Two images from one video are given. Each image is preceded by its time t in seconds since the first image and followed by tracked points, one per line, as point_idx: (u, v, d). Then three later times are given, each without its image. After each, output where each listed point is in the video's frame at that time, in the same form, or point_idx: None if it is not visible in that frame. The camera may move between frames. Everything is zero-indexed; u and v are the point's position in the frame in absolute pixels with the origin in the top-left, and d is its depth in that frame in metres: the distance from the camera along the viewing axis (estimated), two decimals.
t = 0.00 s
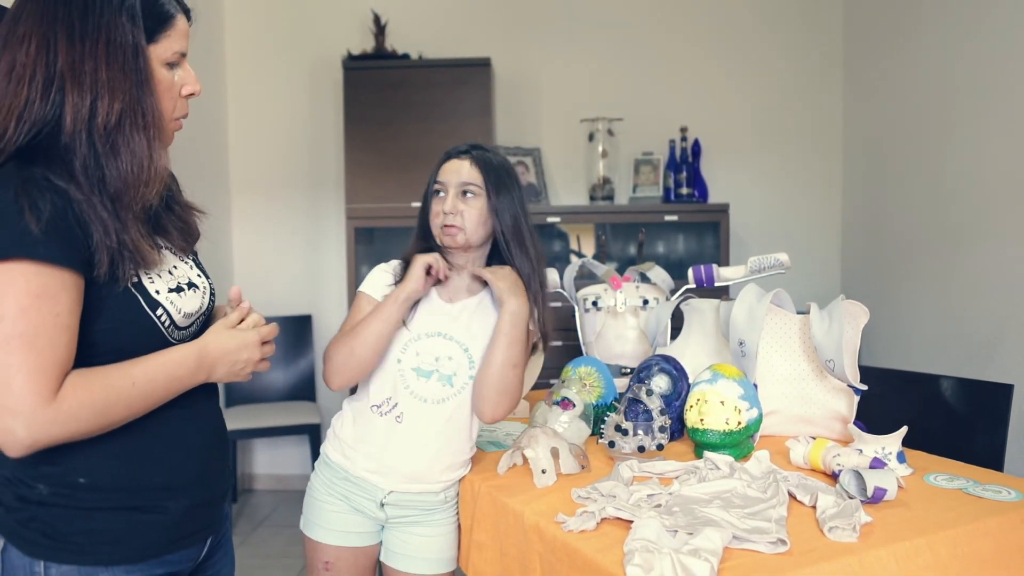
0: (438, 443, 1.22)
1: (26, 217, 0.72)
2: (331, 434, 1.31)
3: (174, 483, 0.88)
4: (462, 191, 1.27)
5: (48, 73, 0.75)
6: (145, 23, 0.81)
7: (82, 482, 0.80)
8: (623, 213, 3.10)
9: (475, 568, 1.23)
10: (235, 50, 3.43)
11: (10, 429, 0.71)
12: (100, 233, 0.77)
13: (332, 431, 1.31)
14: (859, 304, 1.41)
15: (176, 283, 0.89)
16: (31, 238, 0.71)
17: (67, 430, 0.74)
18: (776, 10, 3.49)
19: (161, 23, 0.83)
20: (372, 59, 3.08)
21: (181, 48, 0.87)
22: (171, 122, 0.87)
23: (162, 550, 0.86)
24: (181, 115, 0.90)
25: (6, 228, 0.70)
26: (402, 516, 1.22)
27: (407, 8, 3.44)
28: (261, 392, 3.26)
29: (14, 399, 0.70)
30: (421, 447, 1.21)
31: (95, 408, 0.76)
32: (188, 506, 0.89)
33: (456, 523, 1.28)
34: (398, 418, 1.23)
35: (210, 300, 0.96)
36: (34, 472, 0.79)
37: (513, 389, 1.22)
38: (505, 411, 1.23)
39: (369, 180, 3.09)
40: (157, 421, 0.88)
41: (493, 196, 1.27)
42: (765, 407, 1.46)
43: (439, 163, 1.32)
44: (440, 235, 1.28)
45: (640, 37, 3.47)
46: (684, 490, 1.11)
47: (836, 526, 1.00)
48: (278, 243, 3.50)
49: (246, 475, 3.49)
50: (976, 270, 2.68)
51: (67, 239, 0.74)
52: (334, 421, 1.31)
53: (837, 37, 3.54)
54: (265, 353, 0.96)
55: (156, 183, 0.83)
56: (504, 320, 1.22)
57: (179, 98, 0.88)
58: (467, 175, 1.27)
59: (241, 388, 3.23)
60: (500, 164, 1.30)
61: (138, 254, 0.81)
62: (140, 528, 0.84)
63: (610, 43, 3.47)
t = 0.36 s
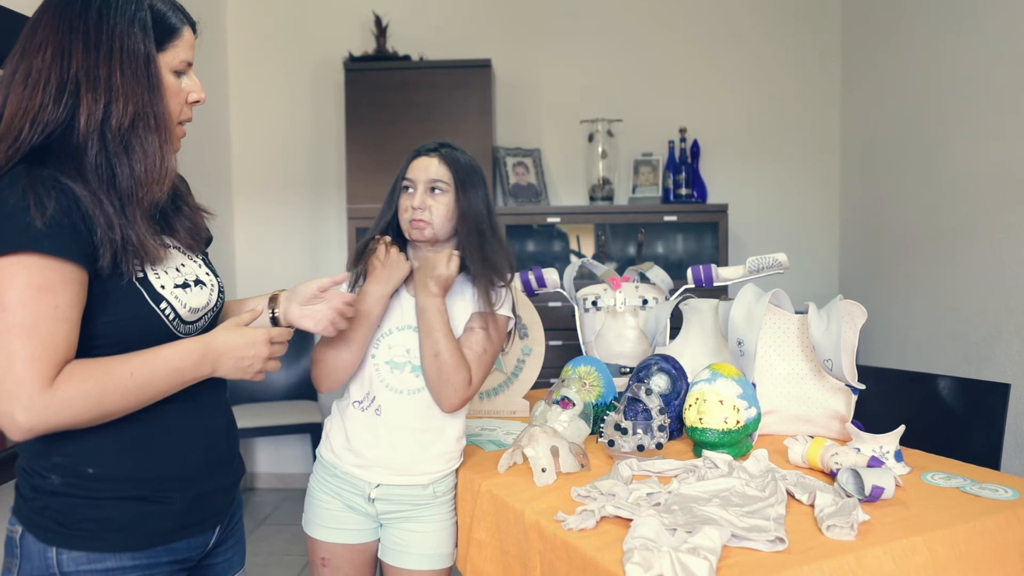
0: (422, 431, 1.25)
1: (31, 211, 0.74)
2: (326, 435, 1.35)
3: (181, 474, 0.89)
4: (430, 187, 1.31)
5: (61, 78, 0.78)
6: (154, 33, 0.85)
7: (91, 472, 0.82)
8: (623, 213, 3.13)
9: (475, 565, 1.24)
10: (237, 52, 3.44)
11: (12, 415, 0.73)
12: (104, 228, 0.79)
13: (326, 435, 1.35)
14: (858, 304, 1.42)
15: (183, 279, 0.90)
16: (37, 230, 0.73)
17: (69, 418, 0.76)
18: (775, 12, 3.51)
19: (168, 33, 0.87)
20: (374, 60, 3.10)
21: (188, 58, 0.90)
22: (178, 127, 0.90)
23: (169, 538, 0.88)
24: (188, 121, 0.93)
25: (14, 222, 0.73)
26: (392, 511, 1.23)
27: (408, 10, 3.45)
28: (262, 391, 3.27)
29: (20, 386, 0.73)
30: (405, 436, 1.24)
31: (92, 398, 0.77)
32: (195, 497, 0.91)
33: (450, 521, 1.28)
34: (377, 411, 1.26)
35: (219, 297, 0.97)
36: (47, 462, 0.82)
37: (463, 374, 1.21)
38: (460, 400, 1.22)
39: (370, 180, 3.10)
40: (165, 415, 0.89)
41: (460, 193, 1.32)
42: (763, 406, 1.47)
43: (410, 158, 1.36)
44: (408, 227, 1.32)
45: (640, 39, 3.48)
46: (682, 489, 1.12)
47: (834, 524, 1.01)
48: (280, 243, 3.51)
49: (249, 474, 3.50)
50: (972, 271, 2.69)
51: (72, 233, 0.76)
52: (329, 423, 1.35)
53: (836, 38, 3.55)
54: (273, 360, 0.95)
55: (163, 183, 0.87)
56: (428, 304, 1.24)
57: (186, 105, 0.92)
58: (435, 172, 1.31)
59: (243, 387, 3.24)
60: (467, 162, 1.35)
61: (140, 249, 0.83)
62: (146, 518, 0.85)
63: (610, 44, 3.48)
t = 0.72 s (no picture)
0: (421, 424, 1.26)
1: (43, 219, 0.78)
2: (326, 431, 1.36)
3: (189, 468, 0.92)
4: (394, 189, 1.30)
5: (75, 93, 0.83)
6: (162, 48, 0.89)
7: (105, 466, 0.85)
8: (622, 214, 3.14)
9: (475, 562, 1.25)
10: (239, 54, 3.46)
11: (29, 409, 0.78)
12: (113, 234, 0.83)
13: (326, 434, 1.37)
14: (855, 304, 1.44)
15: (194, 279, 0.93)
16: (50, 238, 0.77)
17: (81, 412, 0.79)
18: (773, 14, 3.52)
19: (176, 47, 0.90)
20: (375, 62, 3.11)
21: (196, 70, 0.94)
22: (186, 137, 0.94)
23: (177, 527, 0.91)
24: (195, 130, 0.96)
25: (27, 230, 0.77)
26: (390, 507, 1.24)
27: (409, 12, 3.46)
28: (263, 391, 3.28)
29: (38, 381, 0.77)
30: (404, 430, 1.25)
31: (102, 395, 0.80)
32: (204, 490, 0.93)
33: (449, 517, 1.29)
34: (373, 405, 1.28)
35: (232, 296, 0.99)
36: (65, 456, 0.85)
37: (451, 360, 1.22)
38: (451, 386, 1.23)
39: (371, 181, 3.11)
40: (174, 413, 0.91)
41: (422, 190, 1.29)
42: (761, 405, 1.48)
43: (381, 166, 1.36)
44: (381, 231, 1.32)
45: (639, 41, 3.49)
46: (681, 487, 1.13)
47: (832, 522, 1.02)
48: (281, 244, 3.52)
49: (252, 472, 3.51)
50: (969, 270, 2.70)
51: (82, 239, 0.80)
52: (329, 419, 1.36)
53: (835, 40, 3.56)
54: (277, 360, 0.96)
55: (171, 191, 0.90)
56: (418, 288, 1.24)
57: (195, 114, 0.95)
58: (396, 174, 1.30)
59: (245, 387, 3.25)
60: (431, 159, 1.32)
61: (148, 252, 0.86)
62: (157, 509, 0.89)
63: (609, 46, 3.49)
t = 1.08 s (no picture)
0: (413, 419, 1.27)
1: (53, 218, 0.79)
2: (330, 424, 1.39)
3: (189, 462, 0.93)
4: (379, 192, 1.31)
5: (92, 99, 0.85)
6: (176, 55, 0.90)
7: (108, 458, 0.88)
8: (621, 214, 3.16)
9: (475, 559, 1.26)
10: (240, 56, 3.46)
11: (35, 399, 0.79)
12: (123, 235, 0.84)
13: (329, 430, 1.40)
14: (852, 304, 1.45)
15: (203, 279, 0.94)
16: (61, 237, 0.79)
17: (85, 405, 0.81)
18: (772, 15, 3.53)
19: (190, 56, 0.92)
20: (375, 64, 3.12)
21: (209, 78, 0.95)
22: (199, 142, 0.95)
23: (176, 520, 0.93)
24: (208, 135, 0.97)
25: (40, 230, 0.78)
26: (384, 501, 1.26)
27: (409, 13, 3.47)
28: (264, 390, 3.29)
29: (44, 374, 0.78)
30: (396, 424, 1.27)
31: (104, 389, 0.82)
32: (203, 485, 0.95)
33: (444, 515, 1.29)
34: (365, 401, 1.30)
35: (241, 297, 1.00)
36: (72, 446, 0.88)
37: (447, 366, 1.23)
38: (445, 392, 1.24)
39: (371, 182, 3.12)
40: (175, 409, 0.93)
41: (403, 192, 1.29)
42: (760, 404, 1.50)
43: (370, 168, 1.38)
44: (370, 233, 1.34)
45: (638, 42, 3.50)
46: (680, 486, 1.14)
47: (830, 520, 1.03)
48: (282, 244, 3.53)
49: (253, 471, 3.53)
50: (967, 270, 2.71)
51: (92, 239, 0.81)
52: (332, 412, 1.39)
53: (833, 41, 3.57)
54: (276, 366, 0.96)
55: (184, 195, 0.92)
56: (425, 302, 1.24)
57: (208, 121, 0.97)
58: (379, 176, 1.31)
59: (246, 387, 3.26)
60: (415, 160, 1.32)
61: (156, 252, 0.87)
62: (156, 502, 0.90)
63: (608, 47, 3.50)
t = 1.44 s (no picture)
0: (410, 417, 1.28)
1: (53, 209, 0.81)
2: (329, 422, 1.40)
3: (182, 460, 0.94)
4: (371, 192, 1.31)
5: (92, 99, 0.87)
6: (172, 53, 0.90)
7: (102, 453, 0.89)
8: (622, 215, 3.16)
9: (477, 557, 1.27)
10: (241, 56, 3.47)
11: (32, 387, 0.80)
12: (121, 227, 0.85)
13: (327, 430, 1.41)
14: (852, 304, 1.46)
15: (202, 278, 0.94)
16: (59, 226, 0.80)
17: (81, 395, 0.81)
18: (771, 16, 3.54)
19: (188, 52, 0.92)
20: (376, 64, 3.12)
21: (210, 75, 0.94)
22: (200, 139, 0.95)
23: (169, 518, 0.93)
24: (211, 133, 0.97)
25: (38, 222, 0.80)
26: (383, 499, 1.26)
27: (410, 14, 3.48)
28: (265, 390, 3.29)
29: (41, 364, 0.79)
30: (394, 423, 1.27)
31: (99, 377, 0.82)
32: (196, 482, 0.96)
33: (440, 513, 1.29)
34: (360, 401, 1.31)
35: (242, 298, 1.01)
36: (67, 441, 0.89)
37: (459, 376, 1.25)
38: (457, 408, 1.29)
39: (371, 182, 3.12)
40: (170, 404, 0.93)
41: (395, 189, 1.30)
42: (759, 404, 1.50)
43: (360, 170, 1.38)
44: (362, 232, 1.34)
45: (638, 43, 3.51)
46: (680, 485, 1.14)
47: (829, 519, 1.04)
48: (282, 244, 3.54)
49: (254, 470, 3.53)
50: (966, 270, 2.72)
51: (88, 230, 0.82)
52: (331, 410, 1.40)
53: (832, 41, 3.58)
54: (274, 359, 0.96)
55: (180, 189, 0.92)
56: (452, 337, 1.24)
57: (210, 118, 0.96)
58: (371, 176, 1.31)
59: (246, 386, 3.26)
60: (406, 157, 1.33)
61: (154, 245, 0.88)
62: (149, 498, 0.91)
63: (608, 48, 3.50)
